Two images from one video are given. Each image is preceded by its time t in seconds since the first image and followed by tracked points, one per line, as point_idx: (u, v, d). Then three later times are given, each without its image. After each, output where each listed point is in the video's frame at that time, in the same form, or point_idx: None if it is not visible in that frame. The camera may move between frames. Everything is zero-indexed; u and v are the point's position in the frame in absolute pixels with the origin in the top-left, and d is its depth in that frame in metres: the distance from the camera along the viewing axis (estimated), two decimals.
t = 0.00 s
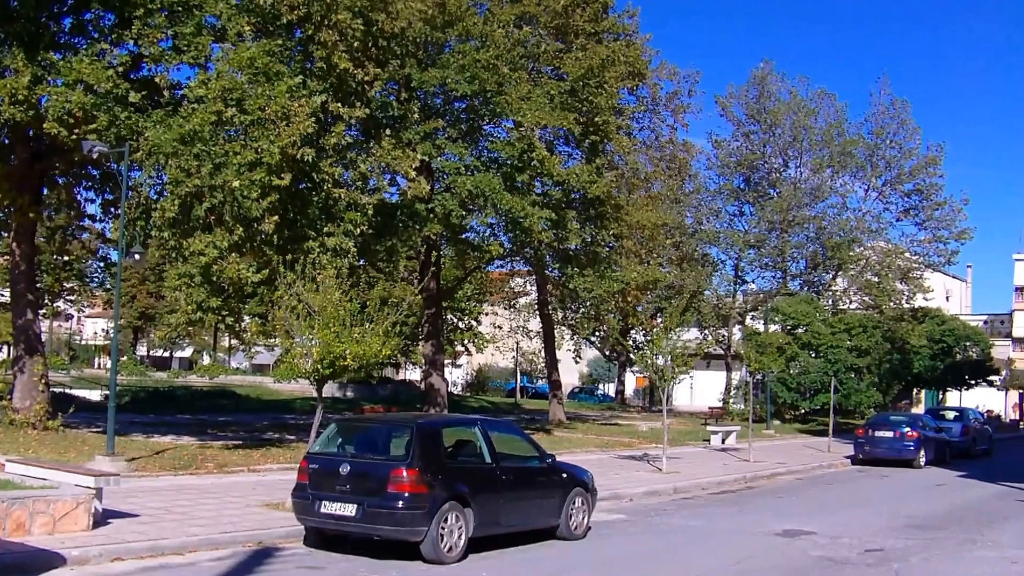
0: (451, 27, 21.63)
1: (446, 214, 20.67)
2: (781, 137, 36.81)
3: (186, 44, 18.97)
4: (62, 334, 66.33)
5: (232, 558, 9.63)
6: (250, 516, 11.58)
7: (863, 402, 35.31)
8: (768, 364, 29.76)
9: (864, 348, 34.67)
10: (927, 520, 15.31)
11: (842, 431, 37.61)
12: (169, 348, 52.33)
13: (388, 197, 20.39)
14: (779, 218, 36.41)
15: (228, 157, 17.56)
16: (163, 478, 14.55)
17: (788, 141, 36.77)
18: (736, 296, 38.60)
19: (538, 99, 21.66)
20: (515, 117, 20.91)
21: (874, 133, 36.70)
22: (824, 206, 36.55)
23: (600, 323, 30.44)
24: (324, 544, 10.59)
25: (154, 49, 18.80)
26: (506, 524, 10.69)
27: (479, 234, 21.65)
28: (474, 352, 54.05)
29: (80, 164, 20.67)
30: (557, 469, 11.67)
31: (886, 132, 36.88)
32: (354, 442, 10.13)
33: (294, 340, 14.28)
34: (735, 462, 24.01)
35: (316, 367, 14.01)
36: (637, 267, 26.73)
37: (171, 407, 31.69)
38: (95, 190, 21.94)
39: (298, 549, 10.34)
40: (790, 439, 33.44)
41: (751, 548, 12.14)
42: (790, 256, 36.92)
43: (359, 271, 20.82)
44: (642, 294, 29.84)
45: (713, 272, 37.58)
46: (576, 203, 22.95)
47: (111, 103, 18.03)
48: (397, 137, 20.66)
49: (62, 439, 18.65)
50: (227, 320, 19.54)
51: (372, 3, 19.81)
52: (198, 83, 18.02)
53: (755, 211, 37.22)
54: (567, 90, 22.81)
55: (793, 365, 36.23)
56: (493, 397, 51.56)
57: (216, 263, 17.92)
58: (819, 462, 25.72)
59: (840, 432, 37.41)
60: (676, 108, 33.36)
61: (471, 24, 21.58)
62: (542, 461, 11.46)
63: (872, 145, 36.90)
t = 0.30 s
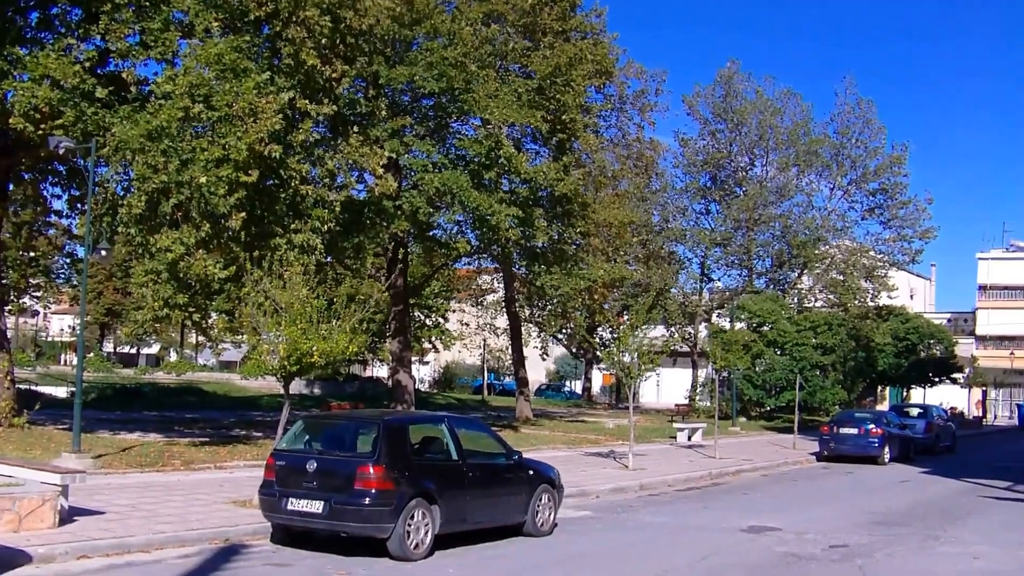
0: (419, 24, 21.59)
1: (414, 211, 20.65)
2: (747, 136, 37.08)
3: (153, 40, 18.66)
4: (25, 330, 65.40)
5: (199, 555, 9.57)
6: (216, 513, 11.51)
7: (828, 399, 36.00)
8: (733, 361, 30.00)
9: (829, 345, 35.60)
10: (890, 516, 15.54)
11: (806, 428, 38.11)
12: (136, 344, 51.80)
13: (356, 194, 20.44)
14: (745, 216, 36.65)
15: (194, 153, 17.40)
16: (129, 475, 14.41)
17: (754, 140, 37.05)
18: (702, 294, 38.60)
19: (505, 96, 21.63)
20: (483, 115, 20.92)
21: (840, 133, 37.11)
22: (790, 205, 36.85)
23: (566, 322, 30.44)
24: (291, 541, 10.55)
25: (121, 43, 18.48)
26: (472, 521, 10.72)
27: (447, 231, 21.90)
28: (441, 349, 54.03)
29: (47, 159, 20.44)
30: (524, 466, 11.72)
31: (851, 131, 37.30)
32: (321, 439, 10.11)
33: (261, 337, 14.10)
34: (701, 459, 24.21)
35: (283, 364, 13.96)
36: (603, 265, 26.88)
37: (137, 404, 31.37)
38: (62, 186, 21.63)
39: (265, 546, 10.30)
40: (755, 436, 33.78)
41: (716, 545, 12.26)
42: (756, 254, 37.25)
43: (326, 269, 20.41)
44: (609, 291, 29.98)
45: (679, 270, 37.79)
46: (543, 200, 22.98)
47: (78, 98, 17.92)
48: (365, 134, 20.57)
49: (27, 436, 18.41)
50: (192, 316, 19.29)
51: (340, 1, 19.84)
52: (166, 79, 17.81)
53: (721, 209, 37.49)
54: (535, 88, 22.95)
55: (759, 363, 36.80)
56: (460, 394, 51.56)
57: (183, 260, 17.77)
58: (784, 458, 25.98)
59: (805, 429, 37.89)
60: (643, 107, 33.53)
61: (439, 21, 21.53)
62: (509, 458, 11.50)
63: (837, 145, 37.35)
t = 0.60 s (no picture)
0: (386, 21, 21.48)
1: (381, 207, 20.63)
2: (713, 134, 37.37)
3: (121, 35, 18.48)
4: None
5: (165, 552, 9.51)
6: (183, 510, 11.43)
7: (794, 396, 36.10)
8: (699, 358, 30.28)
9: (794, 342, 35.61)
10: (853, 512, 15.76)
11: (772, 425, 38.52)
12: (102, 340, 51.26)
13: (324, 190, 20.30)
14: (711, 214, 37.10)
15: (162, 149, 17.25)
16: (96, 472, 14.27)
17: (721, 138, 37.36)
18: (668, 291, 38.96)
19: (473, 93, 21.66)
20: (450, 112, 20.93)
21: (806, 131, 37.45)
22: (756, 203, 37.11)
23: (533, 319, 30.47)
24: (258, 538, 10.52)
25: (88, 39, 18.30)
26: (439, 517, 10.75)
27: (414, 227, 21.82)
28: (409, 346, 53.96)
29: (12, 155, 20.17)
30: (490, 462, 11.77)
31: (817, 130, 37.65)
32: (287, 435, 10.09)
33: (228, 333, 14.06)
34: (667, 456, 24.40)
35: (250, 360, 13.85)
36: (570, 263, 26.99)
37: (103, 400, 31.02)
38: (27, 181, 21.28)
39: (232, 542, 10.25)
40: (721, 433, 34.06)
41: (682, 540, 12.38)
42: (722, 251, 37.56)
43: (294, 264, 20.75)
44: (576, 288, 30.08)
45: (646, 267, 37.99)
46: (510, 197, 22.99)
47: (44, 93, 17.69)
48: (333, 131, 20.47)
49: None
50: (159, 312, 19.09)
51: None
52: (133, 75, 17.66)
53: (688, 206, 37.93)
54: (503, 85, 22.88)
55: (725, 359, 36.76)
56: (428, 391, 51.51)
57: (149, 256, 17.65)
58: (750, 455, 26.23)
59: (771, 425, 38.34)
60: (611, 105, 33.68)
61: (406, 19, 21.51)
62: (476, 454, 11.54)
63: (803, 143, 37.51)
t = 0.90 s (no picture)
0: (355, 17, 21.18)
1: (348, 204, 20.54)
2: (681, 132, 37.57)
3: (88, 30, 18.24)
4: None
5: (132, 549, 9.44)
6: (150, 506, 11.35)
7: (760, 392, 37.45)
8: (666, 355, 30.50)
9: (760, 340, 36.72)
10: (817, 508, 15.97)
11: (738, 421, 38.89)
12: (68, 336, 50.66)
13: (292, 186, 20.12)
14: (678, 211, 37.16)
15: (129, 145, 17.15)
16: (61, 469, 14.12)
17: (688, 136, 37.58)
18: (636, 287, 39.15)
19: (441, 90, 21.71)
20: (417, 108, 21.05)
21: (772, 129, 37.82)
22: (723, 200, 37.41)
23: (501, 315, 30.48)
24: (225, 534, 10.48)
25: (55, 33, 18.17)
26: (407, 513, 10.76)
27: (382, 224, 21.74)
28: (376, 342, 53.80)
29: None
30: (457, 458, 11.80)
31: (783, 128, 38.00)
32: (254, 432, 10.06)
33: (195, 330, 13.98)
34: (634, 452, 24.58)
35: (216, 356, 13.79)
36: (538, 259, 27.06)
37: (67, 396, 30.66)
38: None
39: (199, 539, 10.20)
40: (687, 428, 34.32)
41: (649, 536, 12.49)
42: (689, 248, 37.83)
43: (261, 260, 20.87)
44: (543, 285, 30.11)
45: (613, 264, 38.05)
46: (478, 194, 22.99)
47: (10, 88, 17.65)
48: (300, 126, 20.27)
49: None
50: (126, 308, 18.85)
51: None
52: (100, 69, 17.49)
53: (655, 203, 38.00)
54: (470, 82, 22.87)
55: (691, 356, 37.86)
56: (395, 387, 51.41)
57: (116, 252, 17.54)
58: (717, 451, 26.44)
59: (737, 422, 38.69)
60: (578, 102, 33.77)
61: (375, 15, 21.40)
62: (443, 450, 11.56)
63: (769, 141, 37.89)
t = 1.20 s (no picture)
0: (323, 14, 21.10)
1: (315, 200, 20.47)
2: (649, 129, 37.73)
3: (55, 25, 18.12)
4: None
5: (99, 545, 9.37)
6: (116, 503, 11.26)
7: (726, 388, 36.94)
8: (633, 351, 30.71)
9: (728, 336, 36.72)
10: (783, 504, 16.18)
11: (703, 417, 39.24)
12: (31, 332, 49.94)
13: (258, 181, 19.98)
14: (645, 208, 37.31)
15: (97, 139, 16.97)
16: (26, 465, 13.96)
17: (656, 133, 37.75)
18: (603, 284, 39.39)
19: (409, 87, 21.67)
20: (385, 104, 20.97)
21: (739, 127, 38.13)
22: (690, 197, 37.70)
23: (468, 311, 30.49)
24: (191, 531, 10.43)
25: (21, 28, 17.95)
26: (373, 509, 10.77)
27: (349, 219, 21.65)
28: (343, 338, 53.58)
29: None
30: (424, 455, 11.82)
31: (750, 125, 38.30)
32: (221, 428, 10.02)
33: (162, 326, 13.86)
34: (601, 448, 24.73)
35: (183, 352, 13.75)
36: (505, 256, 27.11)
37: (30, 392, 30.24)
38: None
39: (165, 536, 10.14)
40: (654, 425, 34.53)
41: (616, 532, 12.60)
42: (656, 245, 38.06)
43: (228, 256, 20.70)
44: (510, 281, 30.12)
45: (580, 261, 38.26)
46: (445, 190, 22.99)
47: None
48: (268, 122, 20.19)
49: None
50: (93, 303, 18.51)
51: None
52: (67, 65, 17.32)
53: (622, 201, 38.25)
54: (438, 78, 22.89)
55: (658, 352, 37.91)
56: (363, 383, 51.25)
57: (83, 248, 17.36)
58: (684, 447, 26.67)
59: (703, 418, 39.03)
60: (546, 99, 33.83)
61: (343, 11, 21.15)
62: (410, 446, 11.59)
63: (736, 139, 38.18)
